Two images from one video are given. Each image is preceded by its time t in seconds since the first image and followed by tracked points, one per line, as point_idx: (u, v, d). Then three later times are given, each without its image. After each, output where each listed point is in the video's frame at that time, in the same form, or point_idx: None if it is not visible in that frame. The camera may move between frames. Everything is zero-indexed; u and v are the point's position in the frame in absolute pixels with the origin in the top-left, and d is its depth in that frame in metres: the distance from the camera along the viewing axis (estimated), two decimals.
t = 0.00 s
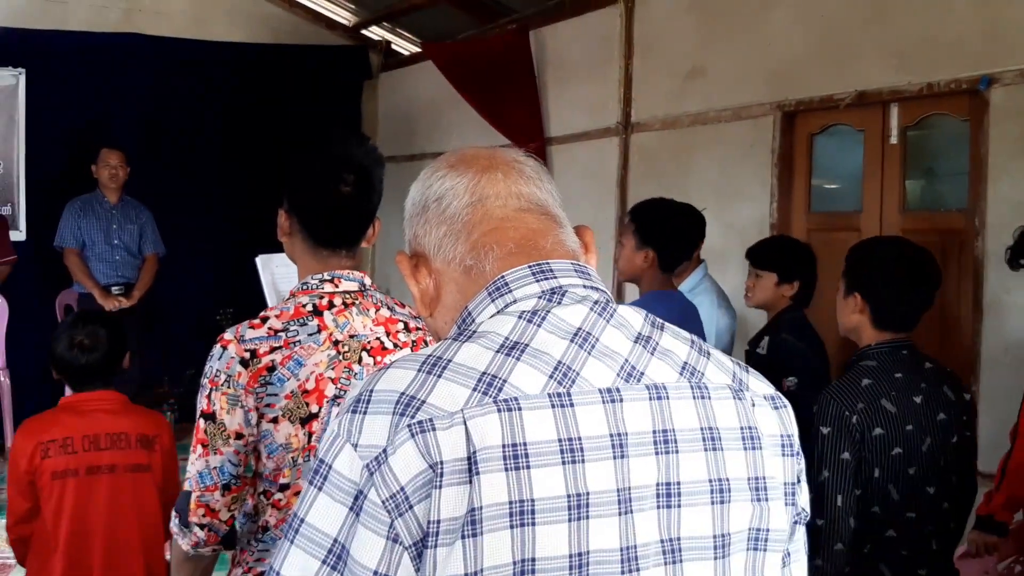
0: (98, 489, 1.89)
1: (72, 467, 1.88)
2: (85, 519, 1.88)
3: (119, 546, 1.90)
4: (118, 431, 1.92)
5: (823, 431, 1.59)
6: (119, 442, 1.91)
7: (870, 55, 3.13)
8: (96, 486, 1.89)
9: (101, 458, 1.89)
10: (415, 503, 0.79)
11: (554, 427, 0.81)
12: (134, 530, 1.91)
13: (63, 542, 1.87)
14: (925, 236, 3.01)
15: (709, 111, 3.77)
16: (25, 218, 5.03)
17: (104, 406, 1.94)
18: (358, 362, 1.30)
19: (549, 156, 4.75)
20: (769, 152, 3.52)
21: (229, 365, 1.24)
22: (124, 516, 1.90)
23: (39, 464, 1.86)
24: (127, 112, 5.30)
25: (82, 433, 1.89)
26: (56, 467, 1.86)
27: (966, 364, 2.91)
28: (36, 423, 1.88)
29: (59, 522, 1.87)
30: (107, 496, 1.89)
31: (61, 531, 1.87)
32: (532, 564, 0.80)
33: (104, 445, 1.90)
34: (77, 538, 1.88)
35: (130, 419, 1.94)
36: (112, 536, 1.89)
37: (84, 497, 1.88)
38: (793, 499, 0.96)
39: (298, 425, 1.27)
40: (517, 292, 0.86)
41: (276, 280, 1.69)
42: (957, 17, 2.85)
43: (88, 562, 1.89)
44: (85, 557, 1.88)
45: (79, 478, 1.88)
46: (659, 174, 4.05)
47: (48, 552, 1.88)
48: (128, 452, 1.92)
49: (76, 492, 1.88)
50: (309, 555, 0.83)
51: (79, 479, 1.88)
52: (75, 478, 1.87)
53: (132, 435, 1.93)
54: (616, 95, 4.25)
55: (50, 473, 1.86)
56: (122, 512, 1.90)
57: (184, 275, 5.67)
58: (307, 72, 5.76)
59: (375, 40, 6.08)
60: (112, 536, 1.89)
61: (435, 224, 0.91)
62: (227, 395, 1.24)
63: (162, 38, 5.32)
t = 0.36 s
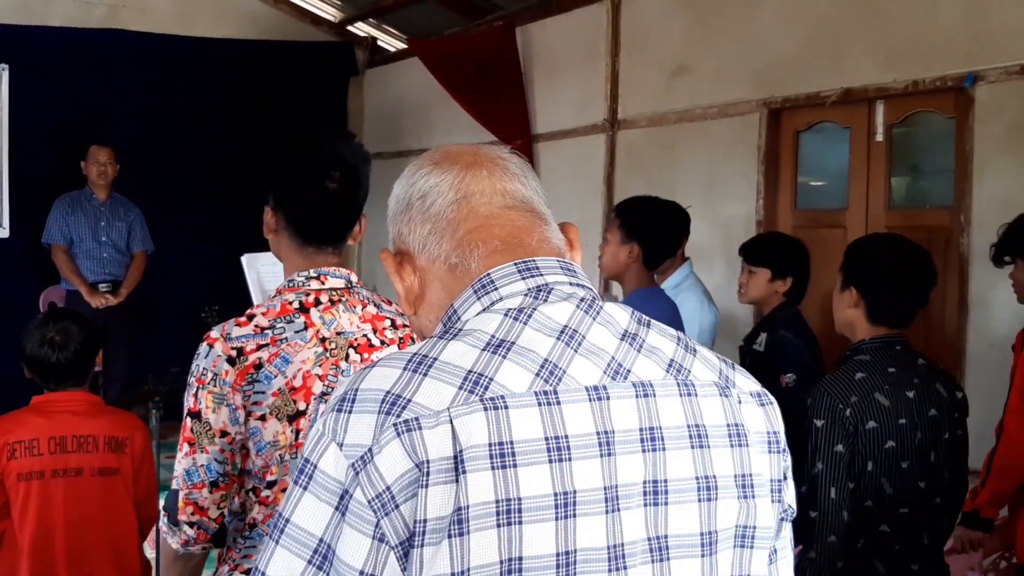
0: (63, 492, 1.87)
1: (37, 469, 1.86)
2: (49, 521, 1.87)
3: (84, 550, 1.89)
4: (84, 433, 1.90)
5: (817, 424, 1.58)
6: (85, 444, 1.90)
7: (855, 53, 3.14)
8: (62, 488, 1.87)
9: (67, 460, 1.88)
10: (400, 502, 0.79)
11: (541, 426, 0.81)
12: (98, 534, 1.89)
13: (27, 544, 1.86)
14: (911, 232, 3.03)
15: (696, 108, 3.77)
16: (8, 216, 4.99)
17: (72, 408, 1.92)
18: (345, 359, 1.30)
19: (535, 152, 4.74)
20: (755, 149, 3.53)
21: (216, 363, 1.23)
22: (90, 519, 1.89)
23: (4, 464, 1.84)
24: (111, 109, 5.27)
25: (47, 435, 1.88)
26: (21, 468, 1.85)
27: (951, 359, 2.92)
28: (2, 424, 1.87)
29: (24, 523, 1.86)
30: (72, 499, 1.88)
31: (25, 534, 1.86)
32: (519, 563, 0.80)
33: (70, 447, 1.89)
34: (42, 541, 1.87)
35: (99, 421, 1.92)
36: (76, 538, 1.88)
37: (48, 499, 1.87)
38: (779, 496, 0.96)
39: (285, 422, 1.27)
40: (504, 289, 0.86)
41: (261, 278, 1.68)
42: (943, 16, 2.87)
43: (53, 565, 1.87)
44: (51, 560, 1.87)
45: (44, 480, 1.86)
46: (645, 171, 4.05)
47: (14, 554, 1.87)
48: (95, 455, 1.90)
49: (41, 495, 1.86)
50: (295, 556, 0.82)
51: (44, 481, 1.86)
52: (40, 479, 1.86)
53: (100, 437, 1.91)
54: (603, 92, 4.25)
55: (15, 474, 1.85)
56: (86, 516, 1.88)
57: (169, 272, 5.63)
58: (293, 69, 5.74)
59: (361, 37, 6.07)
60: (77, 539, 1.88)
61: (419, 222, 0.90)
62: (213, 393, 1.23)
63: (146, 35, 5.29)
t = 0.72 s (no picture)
0: (59, 488, 1.85)
1: (31, 466, 1.83)
2: (45, 518, 1.84)
3: (81, 547, 1.87)
4: (77, 429, 1.88)
5: (811, 415, 1.58)
6: (79, 440, 1.88)
7: (847, 48, 3.14)
8: (57, 485, 1.85)
9: (62, 456, 1.86)
10: (393, 500, 0.78)
11: (534, 423, 0.81)
12: (96, 530, 1.88)
13: (24, 543, 1.83)
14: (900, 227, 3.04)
15: (687, 103, 3.78)
16: None
17: (64, 404, 1.90)
18: (337, 354, 1.30)
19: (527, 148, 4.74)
20: (746, 144, 3.53)
21: (208, 357, 1.22)
22: (87, 516, 1.87)
23: None
24: (98, 104, 5.23)
25: (40, 431, 1.85)
26: (16, 466, 1.82)
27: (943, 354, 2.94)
28: None
29: (20, 522, 1.83)
30: (68, 495, 1.86)
31: (21, 532, 1.83)
32: (512, 561, 0.80)
33: (65, 443, 1.87)
34: (38, 538, 1.84)
35: (91, 416, 1.90)
36: (73, 535, 1.86)
37: (44, 495, 1.84)
38: (772, 492, 0.96)
39: (278, 417, 1.26)
40: (496, 287, 0.85)
41: (253, 276, 1.67)
42: (934, 12, 2.87)
43: (50, 563, 1.85)
44: (48, 559, 1.85)
45: (39, 477, 1.84)
46: (636, 167, 4.05)
47: (10, 552, 1.85)
48: (90, 450, 1.88)
49: (36, 492, 1.84)
50: (287, 554, 0.82)
51: (40, 478, 1.84)
52: (35, 476, 1.83)
53: (94, 432, 1.89)
54: (595, 88, 4.25)
55: (10, 472, 1.82)
56: (84, 512, 1.87)
57: (157, 268, 5.60)
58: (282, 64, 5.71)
59: (352, 31, 6.04)
60: (75, 536, 1.86)
61: (412, 218, 0.90)
62: (205, 387, 1.22)
63: (134, 29, 5.25)
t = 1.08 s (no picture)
0: (65, 484, 1.85)
1: (38, 460, 1.84)
2: (50, 514, 1.84)
3: (84, 543, 1.87)
4: (82, 425, 1.88)
5: (800, 405, 1.60)
6: (85, 435, 1.88)
7: (832, 43, 3.16)
8: (63, 480, 1.85)
9: (67, 452, 1.86)
10: (382, 496, 0.77)
11: (525, 418, 0.80)
12: (99, 526, 1.88)
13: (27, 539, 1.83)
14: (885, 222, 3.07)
15: (672, 98, 3.78)
16: None
17: (70, 399, 1.90)
18: (322, 349, 1.28)
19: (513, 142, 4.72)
20: (732, 138, 3.53)
21: (192, 354, 1.21)
22: (92, 513, 1.87)
23: (4, 456, 1.82)
24: (77, 98, 5.17)
25: (46, 426, 1.85)
26: (21, 460, 1.82)
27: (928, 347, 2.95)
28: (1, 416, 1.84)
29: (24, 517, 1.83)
30: (73, 491, 1.85)
31: (25, 526, 1.83)
32: (502, 556, 0.79)
33: (71, 439, 1.87)
34: (43, 533, 1.84)
35: (97, 413, 1.90)
36: (78, 532, 1.86)
37: (48, 490, 1.84)
38: (762, 487, 0.96)
39: (263, 413, 1.25)
40: (487, 281, 0.85)
41: (235, 268, 1.66)
42: (920, 7, 2.89)
43: (53, 559, 1.85)
44: (51, 553, 1.84)
45: (44, 471, 1.84)
46: (621, 161, 4.05)
47: (14, 546, 1.85)
48: (95, 445, 1.88)
49: (41, 486, 1.84)
50: (276, 550, 0.81)
51: (45, 472, 1.84)
52: (41, 471, 1.84)
53: (99, 428, 1.89)
54: (581, 81, 4.24)
55: (16, 466, 1.82)
56: (88, 508, 1.87)
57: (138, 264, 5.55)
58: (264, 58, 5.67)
59: (338, 25, 5.88)
60: (79, 533, 1.86)
61: (402, 211, 0.89)
62: (190, 384, 1.21)
63: (114, 22, 5.19)
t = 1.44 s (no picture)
0: (94, 476, 1.90)
1: (66, 452, 1.88)
2: (79, 503, 1.89)
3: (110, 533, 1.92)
4: (109, 417, 1.91)
5: (794, 398, 1.61)
6: (112, 427, 1.91)
7: (818, 39, 3.17)
8: (92, 471, 1.90)
9: (96, 444, 1.90)
10: (373, 493, 0.77)
11: (514, 415, 0.80)
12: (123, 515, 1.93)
13: (55, 527, 1.88)
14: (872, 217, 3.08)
15: (659, 93, 3.78)
16: None
17: (95, 391, 1.92)
18: (308, 345, 1.28)
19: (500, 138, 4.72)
20: (719, 135, 3.54)
21: (177, 350, 1.21)
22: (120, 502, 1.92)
23: (34, 449, 1.85)
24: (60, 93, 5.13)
25: (75, 419, 1.88)
26: (51, 452, 1.86)
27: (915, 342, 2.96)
28: (29, 408, 1.86)
29: (53, 505, 1.88)
30: (102, 481, 1.90)
31: (53, 516, 1.88)
32: (493, 553, 0.80)
33: (98, 431, 1.90)
34: (70, 523, 1.89)
35: (123, 404, 1.93)
36: (109, 521, 1.91)
37: (77, 481, 1.89)
38: (750, 483, 0.96)
39: (250, 409, 1.24)
40: (476, 277, 0.85)
41: (223, 266, 1.65)
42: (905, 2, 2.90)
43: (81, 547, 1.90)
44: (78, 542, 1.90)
45: (74, 463, 1.88)
46: (608, 157, 4.05)
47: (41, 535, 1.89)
48: (121, 437, 1.92)
49: (70, 477, 1.88)
50: (266, 549, 0.81)
51: (75, 464, 1.88)
52: (71, 463, 1.88)
53: (124, 420, 1.92)
54: (568, 78, 4.24)
55: (45, 458, 1.86)
56: (114, 498, 1.92)
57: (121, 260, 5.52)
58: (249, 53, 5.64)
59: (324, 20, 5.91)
60: (108, 522, 1.91)
61: (390, 207, 0.89)
62: (177, 380, 1.21)
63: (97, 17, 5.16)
